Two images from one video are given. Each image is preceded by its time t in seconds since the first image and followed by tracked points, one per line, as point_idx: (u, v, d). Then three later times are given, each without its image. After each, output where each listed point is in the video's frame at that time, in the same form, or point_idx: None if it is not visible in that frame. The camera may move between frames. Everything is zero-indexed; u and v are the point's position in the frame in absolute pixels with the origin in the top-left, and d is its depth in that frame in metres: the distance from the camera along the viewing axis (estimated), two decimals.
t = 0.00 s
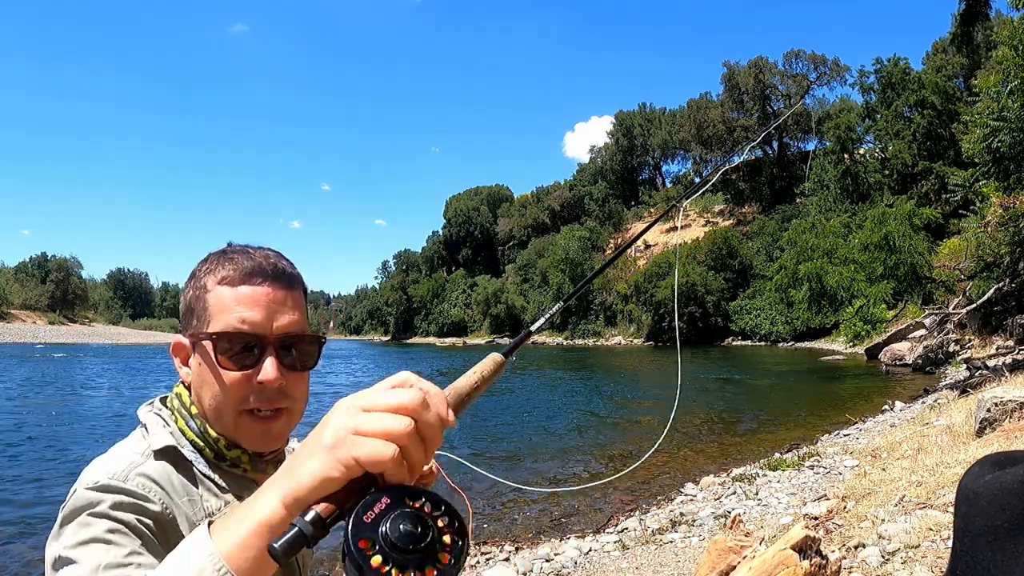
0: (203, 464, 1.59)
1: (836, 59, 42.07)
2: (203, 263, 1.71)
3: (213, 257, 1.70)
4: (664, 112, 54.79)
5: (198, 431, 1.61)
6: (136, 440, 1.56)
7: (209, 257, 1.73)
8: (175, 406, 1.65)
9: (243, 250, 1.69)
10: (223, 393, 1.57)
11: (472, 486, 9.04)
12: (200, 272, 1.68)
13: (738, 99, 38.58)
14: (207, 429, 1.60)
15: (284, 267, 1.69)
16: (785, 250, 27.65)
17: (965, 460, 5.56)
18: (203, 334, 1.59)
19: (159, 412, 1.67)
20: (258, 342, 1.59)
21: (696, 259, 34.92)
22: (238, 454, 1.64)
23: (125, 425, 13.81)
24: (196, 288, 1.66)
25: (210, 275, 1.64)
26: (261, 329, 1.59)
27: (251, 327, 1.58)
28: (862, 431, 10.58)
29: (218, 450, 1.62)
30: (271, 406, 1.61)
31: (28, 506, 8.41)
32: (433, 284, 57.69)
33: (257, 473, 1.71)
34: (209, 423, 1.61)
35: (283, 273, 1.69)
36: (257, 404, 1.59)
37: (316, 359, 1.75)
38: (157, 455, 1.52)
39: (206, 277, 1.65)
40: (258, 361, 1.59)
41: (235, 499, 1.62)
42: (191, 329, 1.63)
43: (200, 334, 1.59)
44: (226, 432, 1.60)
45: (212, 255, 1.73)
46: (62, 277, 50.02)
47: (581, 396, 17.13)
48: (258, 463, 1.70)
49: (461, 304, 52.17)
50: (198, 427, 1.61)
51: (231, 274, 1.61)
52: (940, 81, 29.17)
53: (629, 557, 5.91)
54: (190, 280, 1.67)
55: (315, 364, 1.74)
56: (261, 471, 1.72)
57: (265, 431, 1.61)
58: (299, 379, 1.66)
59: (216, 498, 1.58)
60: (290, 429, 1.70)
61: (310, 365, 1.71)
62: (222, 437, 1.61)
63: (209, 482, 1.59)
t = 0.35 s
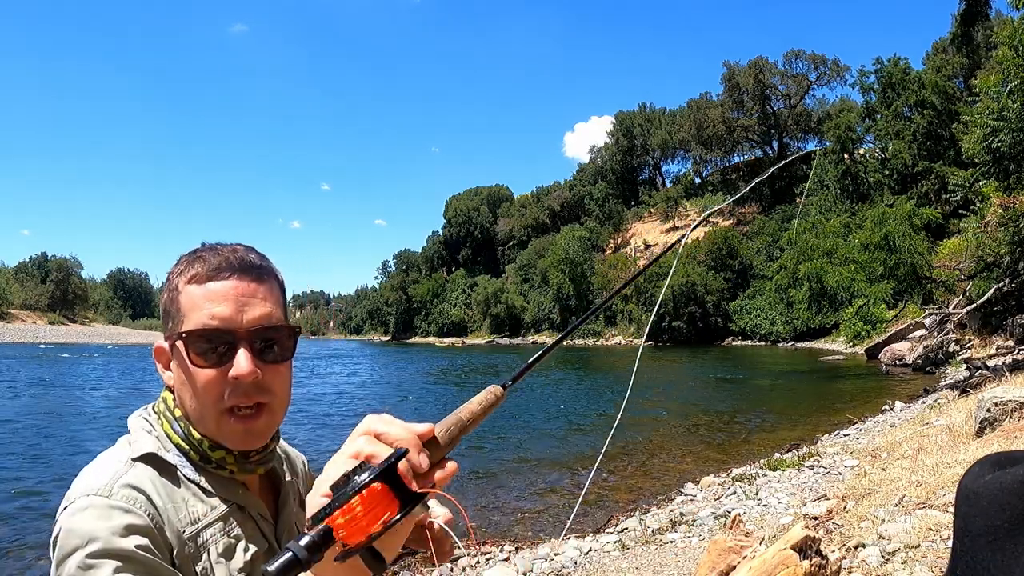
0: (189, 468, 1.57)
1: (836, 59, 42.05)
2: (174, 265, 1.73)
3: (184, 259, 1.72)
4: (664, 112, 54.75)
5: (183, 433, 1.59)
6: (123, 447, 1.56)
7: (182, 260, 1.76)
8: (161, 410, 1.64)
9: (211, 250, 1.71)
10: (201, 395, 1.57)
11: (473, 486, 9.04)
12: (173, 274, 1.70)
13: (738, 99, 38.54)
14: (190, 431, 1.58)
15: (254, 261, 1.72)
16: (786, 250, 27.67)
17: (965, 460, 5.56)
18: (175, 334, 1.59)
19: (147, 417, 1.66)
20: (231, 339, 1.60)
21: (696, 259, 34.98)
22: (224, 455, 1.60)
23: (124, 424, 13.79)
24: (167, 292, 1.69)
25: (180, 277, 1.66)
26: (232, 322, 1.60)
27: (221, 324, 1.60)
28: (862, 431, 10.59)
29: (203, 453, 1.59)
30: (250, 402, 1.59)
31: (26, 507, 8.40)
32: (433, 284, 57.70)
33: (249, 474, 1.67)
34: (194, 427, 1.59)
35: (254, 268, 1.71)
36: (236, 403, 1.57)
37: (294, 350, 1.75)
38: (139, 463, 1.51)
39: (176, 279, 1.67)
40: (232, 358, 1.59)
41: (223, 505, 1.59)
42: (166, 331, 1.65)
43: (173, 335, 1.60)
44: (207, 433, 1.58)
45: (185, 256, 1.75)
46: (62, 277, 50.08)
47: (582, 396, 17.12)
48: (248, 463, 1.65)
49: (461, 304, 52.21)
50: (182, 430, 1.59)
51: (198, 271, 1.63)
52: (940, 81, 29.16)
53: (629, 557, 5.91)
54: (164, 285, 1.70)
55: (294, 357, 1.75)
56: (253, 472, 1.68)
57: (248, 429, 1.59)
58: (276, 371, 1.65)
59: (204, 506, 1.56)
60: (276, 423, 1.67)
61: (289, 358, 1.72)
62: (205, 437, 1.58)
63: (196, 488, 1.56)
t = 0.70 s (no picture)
0: (194, 470, 1.56)
1: (836, 59, 42.02)
2: (179, 266, 1.73)
3: (188, 260, 1.73)
4: (664, 112, 54.71)
5: (187, 436, 1.58)
6: (129, 449, 1.56)
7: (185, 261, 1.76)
8: (166, 411, 1.64)
9: (215, 250, 1.72)
10: (205, 397, 1.57)
11: (474, 486, 9.03)
12: (176, 275, 1.71)
13: (738, 98, 38.45)
14: (196, 433, 1.58)
15: (257, 260, 1.73)
16: (785, 249, 27.68)
17: (965, 460, 5.56)
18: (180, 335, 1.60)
19: (152, 419, 1.65)
20: (235, 338, 1.61)
21: (696, 259, 34.95)
22: (229, 456, 1.59)
23: (123, 425, 13.79)
24: (170, 293, 1.70)
25: (184, 277, 1.66)
26: (235, 321, 1.61)
27: (225, 324, 1.60)
28: (862, 431, 10.59)
29: (209, 454, 1.58)
30: (255, 400, 1.60)
31: (26, 506, 8.40)
32: (433, 284, 57.66)
33: (254, 476, 1.67)
34: (198, 428, 1.59)
35: (257, 267, 1.72)
36: (242, 403, 1.58)
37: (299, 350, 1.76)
38: (142, 467, 1.50)
39: (178, 280, 1.67)
40: (236, 358, 1.59)
41: (228, 509, 1.58)
42: (170, 332, 1.65)
43: (178, 337, 1.60)
44: (212, 433, 1.58)
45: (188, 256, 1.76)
46: (62, 277, 50.09)
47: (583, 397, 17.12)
48: (253, 465, 1.64)
49: (461, 304, 52.20)
50: (186, 432, 1.58)
51: (201, 271, 1.64)
52: (940, 80, 29.11)
53: (629, 557, 5.91)
54: (166, 287, 1.70)
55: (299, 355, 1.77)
56: (259, 475, 1.67)
57: (253, 429, 1.59)
58: (281, 371, 1.66)
59: (209, 511, 1.55)
60: (282, 423, 1.67)
61: (293, 357, 1.73)
62: (210, 439, 1.58)
63: (202, 491, 1.56)
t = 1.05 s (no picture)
0: (201, 477, 1.56)
1: (836, 59, 42.02)
2: (192, 265, 1.73)
3: (203, 260, 1.73)
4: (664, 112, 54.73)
5: (198, 440, 1.57)
6: (135, 455, 1.55)
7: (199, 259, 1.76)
8: (172, 416, 1.64)
9: (232, 251, 1.72)
10: (219, 396, 1.56)
11: (474, 486, 9.02)
12: (190, 274, 1.70)
13: (739, 98, 38.40)
14: (206, 436, 1.57)
15: (274, 263, 1.74)
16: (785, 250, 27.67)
17: (965, 460, 5.57)
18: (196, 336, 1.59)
19: (158, 423, 1.66)
20: (253, 338, 1.60)
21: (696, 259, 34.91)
22: (240, 460, 1.59)
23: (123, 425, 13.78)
24: (184, 294, 1.69)
25: (201, 277, 1.66)
26: (253, 322, 1.61)
27: (242, 324, 1.60)
28: (862, 431, 10.59)
29: (218, 459, 1.58)
30: (270, 403, 1.58)
31: (26, 507, 8.40)
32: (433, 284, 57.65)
33: (261, 483, 1.66)
34: (209, 432, 1.58)
35: (273, 268, 1.72)
36: (256, 404, 1.56)
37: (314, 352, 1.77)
38: (146, 475, 1.50)
39: (194, 279, 1.67)
40: (253, 358, 1.58)
41: (234, 517, 1.59)
42: (183, 333, 1.64)
43: (194, 337, 1.60)
44: (224, 436, 1.57)
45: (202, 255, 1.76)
46: (62, 277, 50.07)
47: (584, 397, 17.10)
48: (262, 470, 1.64)
49: (461, 304, 52.21)
50: (199, 435, 1.57)
51: (219, 271, 1.64)
52: (940, 80, 29.09)
53: (629, 557, 5.91)
54: (180, 287, 1.70)
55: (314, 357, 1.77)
56: (265, 480, 1.68)
57: (267, 431, 1.58)
58: (297, 373, 1.65)
59: (214, 519, 1.56)
60: (295, 427, 1.66)
61: (309, 358, 1.73)
62: (221, 443, 1.57)
63: (207, 499, 1.56)
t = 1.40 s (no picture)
0: (207, 486, 1.55)
1: (836, 59, 42.02)
2: (201, 270, 1.71)
3: (210, 265, 1.71)
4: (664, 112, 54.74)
5: (204, 449, 1.57)
6: (138, 467, 1.53)
7: (206, 264, 1.73)
8: (176, 423, 1.62)
9: (242, 259, 1.71)
10: (229, 409, 1.56)
11: (474, 486, 9.01)
12: (199, 279, 1.68)
13: (738, 98, 38.40)
14: (213, 445, 1.57)
15: (286, 273, 1.73)
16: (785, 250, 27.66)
17: (965, 460, 5.57)
18: (205, 346, 1.59)
19: (161, 430, 1.64)
20: (262, 350, 1.61)
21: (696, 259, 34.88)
22: (248, 470, 1.58)
23: (123, 425, 13.77)
24: (192, 299, 1.68)
25: (211, 283, 1.65)
26: (263, 336, 1.61)
27: (253, 336, 1.60)
28: (862, 431, 10.59)
29: (225, 468, 1.57)
30: (278, 417, 1.59)
31: (27, 506, 8.40)
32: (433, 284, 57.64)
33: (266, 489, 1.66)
34: (216, 441, 1.58)
35: (284, 279, 1.72)
36: (264, 417, 1.58)
37: (322, 366, 1.80)
38: (150, 490, 1.47)
39: (202, 286, 1.66)
40: (264, 372, 1.59)
41: (240, 526, 1.58)
42: (193, 339, 1.64)
43: (203, 348, 1.59)
44: (231, 446, 1.57)
45: (210, 261, 1.74)
46: (62, 277, 50.04)
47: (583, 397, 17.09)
48: (268, 477, 1.63)
49: (461, 304, 52.17)
50: (204, 444, 1.57)
51: (230, 281, 1.63)
52: (940, 80, 29.08)
53: (629, 557, 5.91)
54: (187, 293, 1.69)
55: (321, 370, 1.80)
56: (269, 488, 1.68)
57: (273, 442, 1.58)
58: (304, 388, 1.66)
59: (220, 529, 1.55)
60: (301, 438, 1.67)
61: (315, 371, 1.75)
62: (229, 453, 1.56)
63: (213, 509, 1.55)
